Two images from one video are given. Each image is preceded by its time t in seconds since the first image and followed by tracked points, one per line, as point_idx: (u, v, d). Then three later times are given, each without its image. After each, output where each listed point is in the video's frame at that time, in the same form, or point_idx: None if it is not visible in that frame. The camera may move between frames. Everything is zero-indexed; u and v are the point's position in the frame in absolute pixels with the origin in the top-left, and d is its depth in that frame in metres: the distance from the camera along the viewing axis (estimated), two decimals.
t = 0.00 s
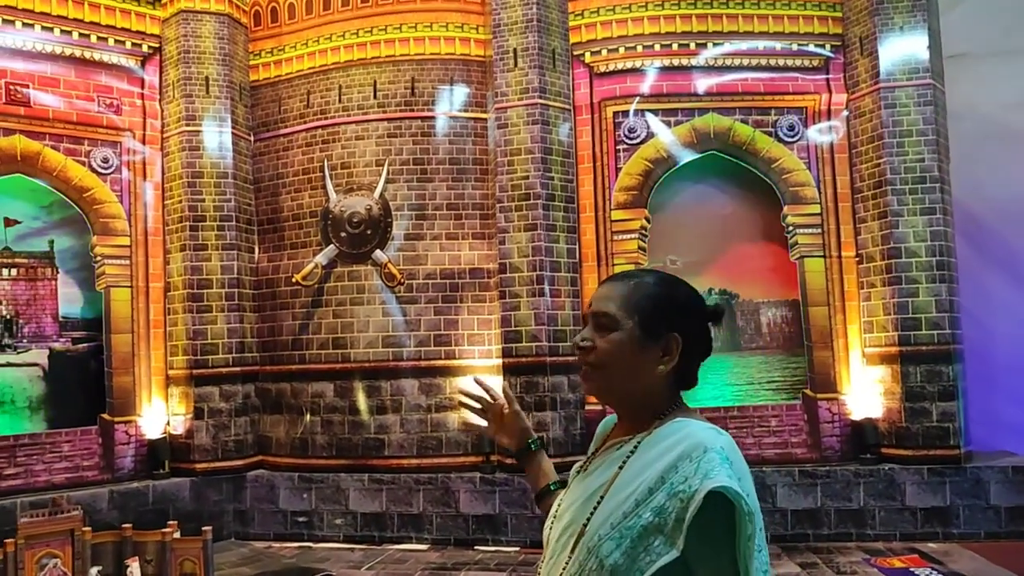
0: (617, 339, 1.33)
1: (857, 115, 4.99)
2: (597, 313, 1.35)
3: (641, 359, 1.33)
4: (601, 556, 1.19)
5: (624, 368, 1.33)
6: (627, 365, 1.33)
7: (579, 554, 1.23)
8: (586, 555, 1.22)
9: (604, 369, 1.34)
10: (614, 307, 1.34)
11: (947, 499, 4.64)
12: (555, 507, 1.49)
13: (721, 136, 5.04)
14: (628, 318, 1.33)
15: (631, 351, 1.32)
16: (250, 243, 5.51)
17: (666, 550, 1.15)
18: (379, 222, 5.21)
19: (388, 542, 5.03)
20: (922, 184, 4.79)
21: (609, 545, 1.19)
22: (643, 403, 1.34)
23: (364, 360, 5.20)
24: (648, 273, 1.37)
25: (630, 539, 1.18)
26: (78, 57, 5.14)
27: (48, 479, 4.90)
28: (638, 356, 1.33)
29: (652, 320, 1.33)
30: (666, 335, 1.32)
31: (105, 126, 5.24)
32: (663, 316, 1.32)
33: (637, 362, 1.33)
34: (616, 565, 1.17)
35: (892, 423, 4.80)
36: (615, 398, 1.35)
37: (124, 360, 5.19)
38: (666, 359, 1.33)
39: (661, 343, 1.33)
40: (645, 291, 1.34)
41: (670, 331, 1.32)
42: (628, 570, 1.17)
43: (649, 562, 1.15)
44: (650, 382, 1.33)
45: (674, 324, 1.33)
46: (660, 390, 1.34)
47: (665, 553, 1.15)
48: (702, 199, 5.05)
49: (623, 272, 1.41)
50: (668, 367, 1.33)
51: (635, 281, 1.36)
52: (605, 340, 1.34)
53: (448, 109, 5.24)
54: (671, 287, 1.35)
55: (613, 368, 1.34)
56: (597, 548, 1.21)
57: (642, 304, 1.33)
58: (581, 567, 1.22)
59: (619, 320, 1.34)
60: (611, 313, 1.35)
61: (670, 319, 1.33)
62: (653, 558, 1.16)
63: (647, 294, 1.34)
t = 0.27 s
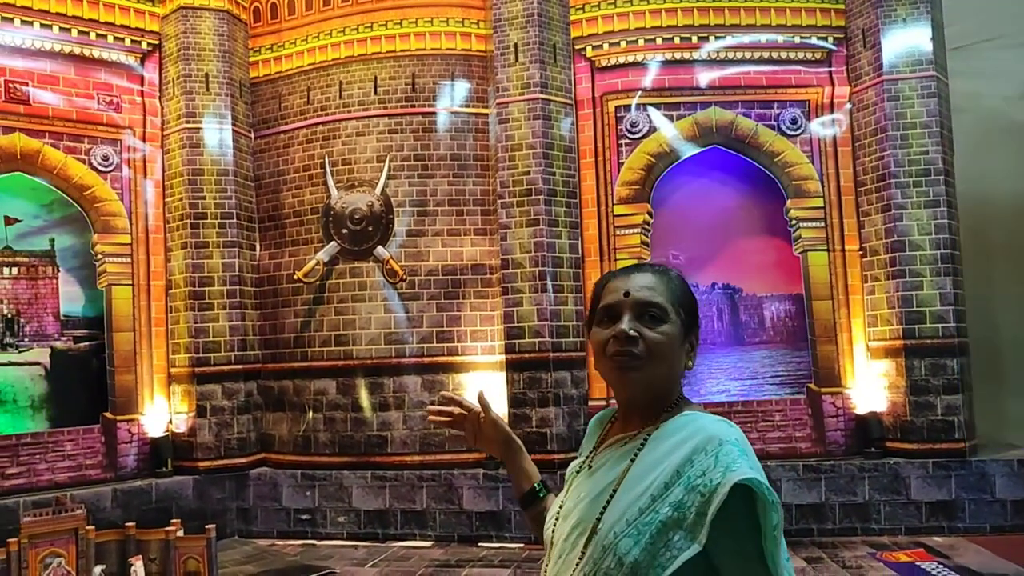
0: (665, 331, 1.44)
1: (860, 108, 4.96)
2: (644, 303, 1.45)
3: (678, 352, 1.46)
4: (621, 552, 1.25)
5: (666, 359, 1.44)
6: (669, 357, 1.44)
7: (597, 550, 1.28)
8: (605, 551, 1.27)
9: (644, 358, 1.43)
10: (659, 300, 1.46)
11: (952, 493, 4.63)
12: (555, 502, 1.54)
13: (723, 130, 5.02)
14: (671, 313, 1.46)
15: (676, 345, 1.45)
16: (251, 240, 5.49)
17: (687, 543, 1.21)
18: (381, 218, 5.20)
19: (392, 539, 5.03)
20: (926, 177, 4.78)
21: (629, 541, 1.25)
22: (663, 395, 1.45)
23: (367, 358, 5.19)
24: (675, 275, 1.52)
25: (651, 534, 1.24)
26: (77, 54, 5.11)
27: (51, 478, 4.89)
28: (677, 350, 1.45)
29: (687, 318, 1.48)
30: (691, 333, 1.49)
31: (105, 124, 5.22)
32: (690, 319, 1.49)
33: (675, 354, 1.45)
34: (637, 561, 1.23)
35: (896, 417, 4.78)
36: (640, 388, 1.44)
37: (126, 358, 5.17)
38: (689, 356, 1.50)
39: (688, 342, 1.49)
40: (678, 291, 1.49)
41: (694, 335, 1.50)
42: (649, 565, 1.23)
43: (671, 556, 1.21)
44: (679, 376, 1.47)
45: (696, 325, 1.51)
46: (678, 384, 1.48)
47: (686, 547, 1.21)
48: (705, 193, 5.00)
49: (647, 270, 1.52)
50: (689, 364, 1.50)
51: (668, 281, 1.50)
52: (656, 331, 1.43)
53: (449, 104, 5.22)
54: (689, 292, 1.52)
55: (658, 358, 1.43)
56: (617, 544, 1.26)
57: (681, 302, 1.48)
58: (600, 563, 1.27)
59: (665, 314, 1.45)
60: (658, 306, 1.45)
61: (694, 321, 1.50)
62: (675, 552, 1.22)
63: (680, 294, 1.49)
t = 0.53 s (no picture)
0: (661, 326, 1.43)
1: (853, 102, 4.96)
2: (639, 298, 1.44)
3: (675, 347, 1.45)
4: (636, 546, 1.28)
5: (661, 354, 1.43)
6: (665, 351, 1.43)
7: (610, 546, 1.31)
8: (619, 547, 1.30)
9: (640, 355, 1.42)
10: (655, 294, 1.44)
11: (946, 486, 4.65)
12: (551, 497, 1.55)
13: (717, 124, 5.01)
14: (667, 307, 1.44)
15: (671, 340, 1.43)
16: (243, 237, 5.46)
17: (703, 535, 1.24)
18: (374, 214, 5.18)
19: (386, 536, 5.02)
20: (920, 171, 4.78)
21: (644, 536, 1.28)
22: (660, 391, 1.44)
23: (360, 354, 5.17)
24: (671, 269, 1.51)
25: (666, 528, 1.27)
26: (67, 49, 5.07)
27: (43, 476, 4.85)
28: (674, 345, 1.44)
29: (684, 312, 1.46)
30: (689, 328, 1.48)
31: (95, 119, 5.18)
32: (688, 312, 1.48)
33: (671, 349, 1.44)
34: (652, 556, 1.26)
35: (890, 410, 4.78)
36: (637, 386, 1.44)
37: (118, 355, 5.14)
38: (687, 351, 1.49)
39: (686, 336, 1.48)
40: (675, 284, 1.47)
41: (691, 329, 1.48)
42: (665, 559, 1.26)
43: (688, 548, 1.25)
44: (676, 371, 1.46)
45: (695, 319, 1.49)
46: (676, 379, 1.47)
47: (702, 538, 1.24)
48: (698, 188, 5.00)
49: (643, 263, 1.51)
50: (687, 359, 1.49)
51: (664, 274, 1.48)
52: (652, 327, 1.42)
53: (442, 99, 5.19)
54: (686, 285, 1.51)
55: (653, 354, 1.42)
56: (632, 539, 1.29)
57: (677, 296, 1.46)
58: (614, 559, 1.29)
59: (661, 308, 1.44)
60: (654, 301, 1.44)
61: (692, 315, 1.48)
62: (690, 544, 1.25)
63: (677, 288, 1.47)
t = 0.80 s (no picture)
0: (658, 326, 1.40)
1: (842, 100, 4.96)
2: (635, 299, 1.41)
3: (671, 348, 1.42)
4: (627, 547, 1.22)
5: (656, 356, 1.41)
6: (660, 353, 1.41)
7: (601, 546, 1.25)
8: (611, 547, 1.24)
9: (636, 357, 1.39)
10: (652, 294, 1.41)
11: (934, 483, 4.66)
12: (546, 498, 1.50)
13: (706, 122, 5.01)
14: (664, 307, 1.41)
15: (667, 341, 1.41)
16: (230, 235, 5.41)
17: (695, 536, 1.19)
18: (362, 212, 5.14)
19: (375, 536, 4.98)
20: (908, 169, 4.78)
21: (635, 536, 1.22)
22: (658, 392, 1.42)
23: (349, 353, 5.14)
24: (668, 266, 1.48)
25: (658, 529, 1.21)
26: (50, 45, 5.01)
27: (26, 477, 4.80)
28: (670, 345, 1.41)
29: (681, 312, 1.43)
30: (687, 326, 1.45)
31: (79, 116, 5.11)
32: (684, 311, 1.44)
33: (667, 350, 1.41)
34: (644, 556, 1.20)
35: (879, 409, 4.80)
36: (633, 387, 1.42)
37: (103, 355, 5.09)
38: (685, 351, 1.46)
39: (684, 336, 1.45)
40: (673, 282, 1.44)
41: (688, 327, 1.45)
42: (657, 561, 1.20)
43: (680, 551, 1.19)
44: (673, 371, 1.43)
45: (693, 318, 1.46)
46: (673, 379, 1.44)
47: (695, 539, 1.19)
48: (687, 186, 5.00)
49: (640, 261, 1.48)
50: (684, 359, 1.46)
51: (660, 273, 1.45)
52: (646, 329, 1.39)
53: (430, 96, 5.17)
54: (685, 282, 1.48)
55: (648, 355, 1.40)
56: (623, 540, 1.23)
57: (674, 295, 1.43)
58: (605, 560, 1.24)
59: (657, 308, 1.41)
60: (651, 302, 1.41)
61: (690, 314, 1.45)
62: (683, 545, 1.19)
63: (675, 286, 1.44)
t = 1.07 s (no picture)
0: (625, 333, 1.42)
1: (828, 103, 4.99)
2: (601, 306, 1.44)
3: (647, 352, 1.43)
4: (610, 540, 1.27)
5: (630, 361, 1.43)
6: (634, 359, 1.43)
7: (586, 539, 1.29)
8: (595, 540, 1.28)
9: (603, 364, 1.43)
10: (618, 300, 1.43)
11: (920, 484, 4.69)
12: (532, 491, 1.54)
13: (695, 125, 5.02)
14: (634, 312, 1.43)
15: (639, 346, 1.42)
16: (217, 236, 5.39)
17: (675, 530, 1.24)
18: (350, 213, 5.13)
19: (363, 538, 4.97)
20: (894, 172, 4.82)
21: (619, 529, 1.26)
22: (639, 395, 1.45)
23: (337, 354, 5.12)
24: (647, 265, 1.47)
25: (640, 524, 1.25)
26: (36, 44, 4.98)
27: (11, 479, 4.77)
28: (644, 349, 1.43)
29: (657, 314, 1.43)
30: (668, 328, 1.45)
31: (65, 116, 5.09)
32: (664, 312, 1.44)
33: (641, 355, 1.43)
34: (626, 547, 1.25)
35: (865, 410, 4.82)
36: (612, 393, 1.46)
37: (88, 356, 5.06)
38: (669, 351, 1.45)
39: (665, 337, 1.45)
40: (647, 284, 1.44)
41: (671, 328, 1.45)
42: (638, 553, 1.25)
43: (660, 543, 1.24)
44: (652, 374, 1.45)
45: (676, 317, 1.45)
46: (658, 380, 1.46)
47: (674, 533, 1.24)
48: (676, 187, 5.01)
49: (619, 264, 1.50)
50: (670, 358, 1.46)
51: (635, 276, 1.46)
52: (609, 336, 1.42)
53: (419, 97, 5.16)
54: (668, 280, 1.46)
55: (620, 361, 1.43)
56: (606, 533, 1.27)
57: (648, 298, 1.43)
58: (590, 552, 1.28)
59: (626, 315, 1.42)
60: (620, 308, 1.43)
61: (672, 314, 1.45)
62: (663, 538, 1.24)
63: (650, 288, 1.44)
